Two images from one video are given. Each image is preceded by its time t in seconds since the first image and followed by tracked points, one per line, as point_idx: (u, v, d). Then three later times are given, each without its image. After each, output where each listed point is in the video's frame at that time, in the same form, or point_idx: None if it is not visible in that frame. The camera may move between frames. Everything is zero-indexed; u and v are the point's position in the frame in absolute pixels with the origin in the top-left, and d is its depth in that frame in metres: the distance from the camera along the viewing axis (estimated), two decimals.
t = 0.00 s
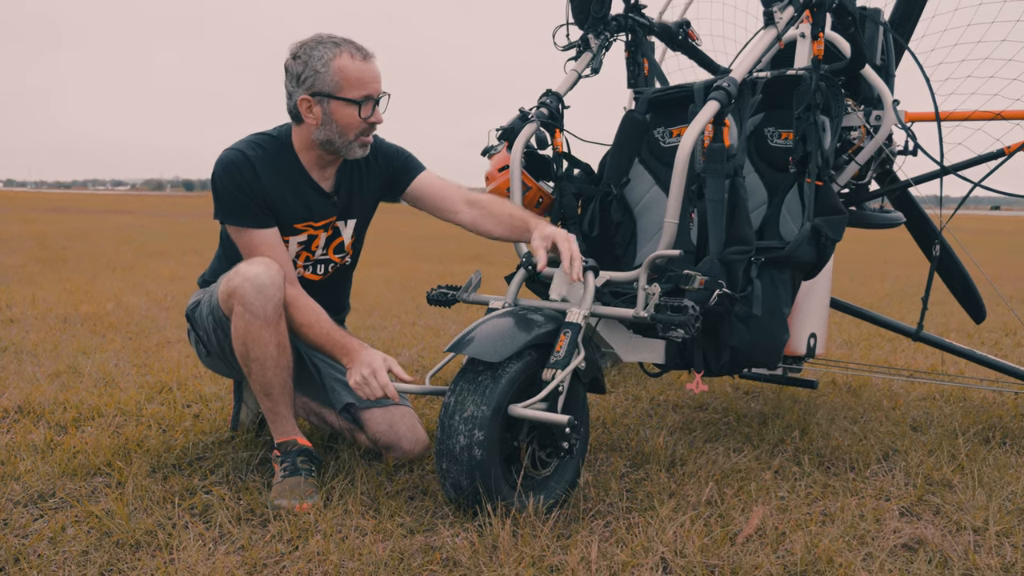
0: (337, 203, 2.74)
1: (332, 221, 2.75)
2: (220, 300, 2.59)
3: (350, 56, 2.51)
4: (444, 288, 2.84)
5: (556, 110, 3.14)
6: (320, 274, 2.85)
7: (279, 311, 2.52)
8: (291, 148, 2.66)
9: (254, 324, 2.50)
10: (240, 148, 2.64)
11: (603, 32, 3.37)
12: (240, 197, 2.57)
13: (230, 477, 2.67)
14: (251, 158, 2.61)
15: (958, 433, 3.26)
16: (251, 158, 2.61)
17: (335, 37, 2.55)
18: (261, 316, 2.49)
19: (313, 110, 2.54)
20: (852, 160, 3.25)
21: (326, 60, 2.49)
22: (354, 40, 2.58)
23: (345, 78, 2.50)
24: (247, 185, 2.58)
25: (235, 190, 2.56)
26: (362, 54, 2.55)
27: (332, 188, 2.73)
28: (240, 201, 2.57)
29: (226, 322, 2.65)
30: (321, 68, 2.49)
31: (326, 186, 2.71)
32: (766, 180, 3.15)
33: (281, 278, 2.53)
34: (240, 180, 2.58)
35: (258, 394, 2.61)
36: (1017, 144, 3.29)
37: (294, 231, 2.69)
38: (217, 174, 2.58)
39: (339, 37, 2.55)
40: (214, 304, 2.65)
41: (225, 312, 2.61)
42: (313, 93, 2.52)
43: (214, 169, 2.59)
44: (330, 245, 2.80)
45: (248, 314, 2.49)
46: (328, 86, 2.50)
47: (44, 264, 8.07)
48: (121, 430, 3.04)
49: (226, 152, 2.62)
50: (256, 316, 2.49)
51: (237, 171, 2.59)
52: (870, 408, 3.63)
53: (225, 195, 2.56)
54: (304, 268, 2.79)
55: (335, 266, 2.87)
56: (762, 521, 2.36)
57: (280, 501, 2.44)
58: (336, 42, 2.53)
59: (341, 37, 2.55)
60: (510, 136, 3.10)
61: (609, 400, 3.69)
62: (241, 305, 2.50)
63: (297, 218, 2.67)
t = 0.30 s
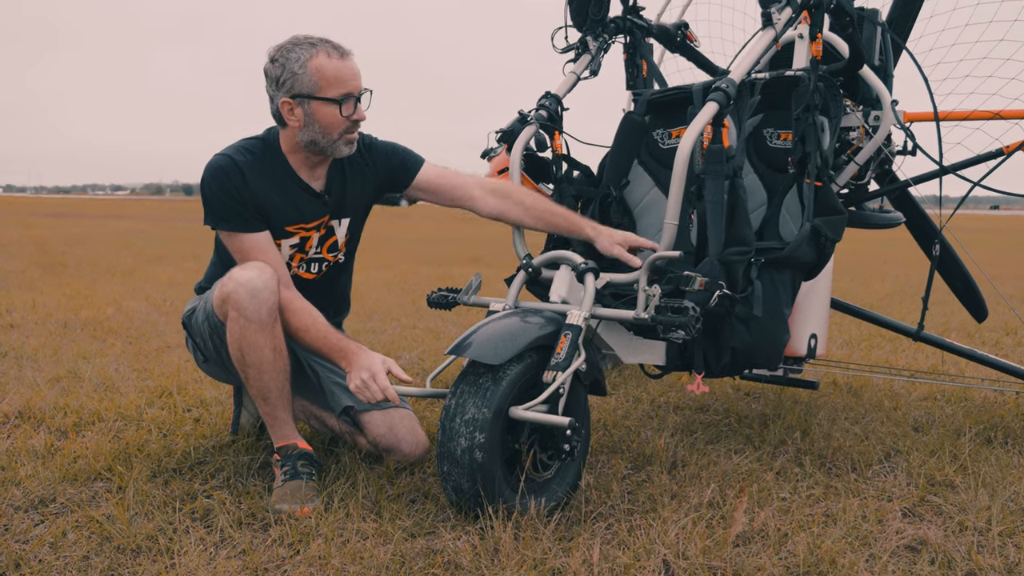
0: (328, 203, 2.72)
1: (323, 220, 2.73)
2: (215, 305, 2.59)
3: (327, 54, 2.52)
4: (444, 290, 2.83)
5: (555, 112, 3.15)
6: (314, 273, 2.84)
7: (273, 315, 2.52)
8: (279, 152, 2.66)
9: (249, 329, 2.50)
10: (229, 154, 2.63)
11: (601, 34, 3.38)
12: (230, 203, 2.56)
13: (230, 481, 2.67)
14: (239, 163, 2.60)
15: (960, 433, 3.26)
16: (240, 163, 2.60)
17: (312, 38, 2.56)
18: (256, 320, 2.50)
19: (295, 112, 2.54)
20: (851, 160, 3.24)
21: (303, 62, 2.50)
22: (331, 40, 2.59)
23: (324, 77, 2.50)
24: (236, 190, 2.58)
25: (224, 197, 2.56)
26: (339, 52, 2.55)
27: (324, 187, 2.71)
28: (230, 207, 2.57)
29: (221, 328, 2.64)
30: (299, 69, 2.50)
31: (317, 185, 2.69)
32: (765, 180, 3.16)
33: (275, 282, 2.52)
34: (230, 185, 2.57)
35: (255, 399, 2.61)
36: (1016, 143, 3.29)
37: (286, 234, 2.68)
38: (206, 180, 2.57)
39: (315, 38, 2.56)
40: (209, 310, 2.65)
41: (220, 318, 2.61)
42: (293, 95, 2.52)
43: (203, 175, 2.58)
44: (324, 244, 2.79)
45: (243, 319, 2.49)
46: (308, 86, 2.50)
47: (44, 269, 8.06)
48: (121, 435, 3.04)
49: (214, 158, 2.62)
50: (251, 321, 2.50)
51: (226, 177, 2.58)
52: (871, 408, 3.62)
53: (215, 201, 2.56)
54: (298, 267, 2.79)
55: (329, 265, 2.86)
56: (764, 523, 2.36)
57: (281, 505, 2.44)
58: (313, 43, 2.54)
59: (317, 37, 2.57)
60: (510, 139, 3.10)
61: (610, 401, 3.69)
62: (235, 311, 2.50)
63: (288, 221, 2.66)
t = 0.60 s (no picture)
0: (330, 211, 2.72)
1: (324, 229, 2.73)
2: (212, 308, 2.59)
3: (336, 65, 2.52)
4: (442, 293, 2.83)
5: (554, 115, 3.16)
6: (313, 279, 2.84)
7: (272, 317, 2.52)
8: (283, 157, 2.66)
9: (247, 331, 2.50)
10: (232, 158, 2.64)
11: (600, 37, 3.39)
12: (230, 208, 2.57)
13: (229, 484, 2.67)
14: (242, 169, 2.61)
15: (958, 436, 3.26)
16: (242, 168, 2.61)
17: (324, 47, 2.56)
18: (254, 323, 2.49)
19: (301, 120, 2.55)
20: (849, 164, 3.24)
21: (312, 72, 2.51)
22: (343, 50, 2.59)
23: (330, 87, 2.51)
24: (238, 196, 2.59)
25: (226, 202, 2.57)
26: (349, 63, 2.55)
27: (327, 196, 2.72)
28: (232, 213, 2.58)
29: (219, 330, 2.65)
30: (306, 78, 2.51)
31: (319, 195, 2.70)
32: (763, 183, 3.16)
33: (273, 285, 2.53)
34: (231, 190, 2.58)
35: (253, 402, 2.61)
36: (1013, 147, 3.30)
37: (287, 240, 2.69)
38: (207, 183, 2.59)
39: (327, 48, 2.57)
40: (207, 313, 2.65)
41: (218, 320, 2.60)
42: (300, 103, 2.53)
43: (205, 178, 2.59)
44: (324, 251, 2.78)
45: (241, 321, 2.49)
46: (313, 95, 2.51)
47: (42, 271, 8.05)
48: (120, 437, 3.04)
49: (216, 162, 2.63)
50: (249, 324, 2.49)
51: (228, 182, 2.59)
52: (869, 411, 3.63)
53: (215, 205, 2.57)
54: (296, 273, 2.79)
55: (329, 271, 2.85)
56: (762, 526, 2.36)
57: (279, 508, 2.44)
58: (324, 53, 2.55)
59: (329, 47, 2.57)
60: (508, 141, 3.15)
61: (608, 404, 3.69)
62: (234, 313, 2.49)
63: (289, 227, 2.67)
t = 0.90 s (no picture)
0: (329, 226, 2.73)
1: (322, 244, 2.75)
2: (209, 323, 2.59)
3: (328, 68, 2.60)
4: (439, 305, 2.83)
5: (552, 128, 3.18)
6: (309, 295, 2.86)
7: (267, 331, 2.53)
8: (288, 169, 2.69)
9: (243, 346, 2.51)
10: (236, 168, 2.66)
11: (597, 50, 3.41)
12: (231, 217, 2.58)
13: (227, 498, 2.66)
14: (245, 179, 2.62)
15: (958, 447, 3.26)
16: (246, 178, 2.62)
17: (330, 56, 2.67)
18: (250, 337, 2.50)
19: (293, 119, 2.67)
20: (846, 174, 3.27)
21: (306, 75, 2.63)
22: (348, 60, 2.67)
23: (315, 87, 2.59)
24: (240, 206, 2.59)
25: (229, 212, 2.57)
26: (343, 69, 2.62)
27: (327, 211, 2.73)
28: (234, 222, 2.58)
29: (216, 345, 2.64)
30: (300, 79, 2.64)
31: (320, 209, 2.71)
32: (761, 195, 3.16)
33: (269, 298, 2.53)
34: (233, 200, 2.59)
35: (250, 416, 2.61)
36: (1011, 156, 3.31)
37: (286, 252, 2.70)
38: (209, 192, 2.59)
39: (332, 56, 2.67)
40: (203, 328, 2.65)
41: (214, 335, 2.61)
42: (294, 103, 2.66)
43: (208, 187, 2.60)
44: (321, 268, 2.80)
45: (237, 336, 2.50)
46: (301, 94, 2.62)
47: (42, 284, 8.06)
48: (119, 451, 3.04)
49: (221, 171, 2.64)
50: (245, 338, 2.50)
51: (231, 191, 2.60)
52: (869, 422, 3.62)
53: (217, 214, 2.57)
54: (293, 287, 2.80)
55: (324, 288, 2.87)
56: (761, 538, 2.36)
57: (277, 522, 2.43)
58: (326, 59, 2.65)
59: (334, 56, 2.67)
60: (506, 154, 3.17)
61: (608, 416, 3.69)
62: (230, 328, 2.50)
63: (289, 240, 2.68)
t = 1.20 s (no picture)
0: (336, 236, 2.75)
1: (328, 253, 2.75)
2: (209, 334, 2.61)
3: (340, 76, 2.65)
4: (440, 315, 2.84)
5: (553, 139, 3.20)
6: (310, 302, 2.85)
7: (267, 342, 2.53)
8: (298, 177, 2.71)
9: (243, 357, 2.52)
10: (248, 176, 2.68)
11: (598, 61, 3.43)
12: (241, 225, 2.59)
13: (227, 508, 2.66)
14: (257, 186, 2.65)
15: (958, 458, 3.26)
16: (258, 186, 2.65)
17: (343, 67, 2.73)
18: (250, 348, 2.51)
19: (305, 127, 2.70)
20: (847, 186, 3.27)
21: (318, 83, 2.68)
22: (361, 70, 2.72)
23: (326, 93, 2.63)
24: (251, 213, 2.61)
25: (240, 218, 2.59)
26: (355, 77, 2.66)
27: (335, 220, 2.75)
28: (244, 228, 2.60)
29: (215, 357, 2.65)
30: (312, 87, 2.68)
31: (328, 218, 2.74)
32: (762, 206, 3.18)
33: (268, 309, 2.54)
34: (243, 208, 2.61)
35: (250, 427, 2.62)
36: (1012, 168, 3.32)
37: (292, 261, 2.70)
38: (220, 199, 2.61)
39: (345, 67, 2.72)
40: (203, 339, 2.66)
41: (214, 346, 2.62)
42: (306, 111, 2.69)
43: (219, 194, 2.62)
44: (325, 276, 2.80)
45: (236, 347, 2.51)
46: (312, 101, 2.66)
47: (44, 295, 8.08)
48: (120, 461, 3.04)
49: (232, 178, 2.66)
50: (244, 349, 2.51)
51: (241, 198, 2.62)
52: (870, 434, 3.62)
53: (228, 222, 2.58)
54: (296, 295, 2.80)
55: (327, 296, 2.87)
56: (761, 549, 2.36)
57: (277, 532, 2.43)
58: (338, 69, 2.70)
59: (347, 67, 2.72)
60: (507, 165, 3.19)
61: (608, 427, 3.69)
62: (229, 339, 2.51)
63: (296, 249, 2.68)
